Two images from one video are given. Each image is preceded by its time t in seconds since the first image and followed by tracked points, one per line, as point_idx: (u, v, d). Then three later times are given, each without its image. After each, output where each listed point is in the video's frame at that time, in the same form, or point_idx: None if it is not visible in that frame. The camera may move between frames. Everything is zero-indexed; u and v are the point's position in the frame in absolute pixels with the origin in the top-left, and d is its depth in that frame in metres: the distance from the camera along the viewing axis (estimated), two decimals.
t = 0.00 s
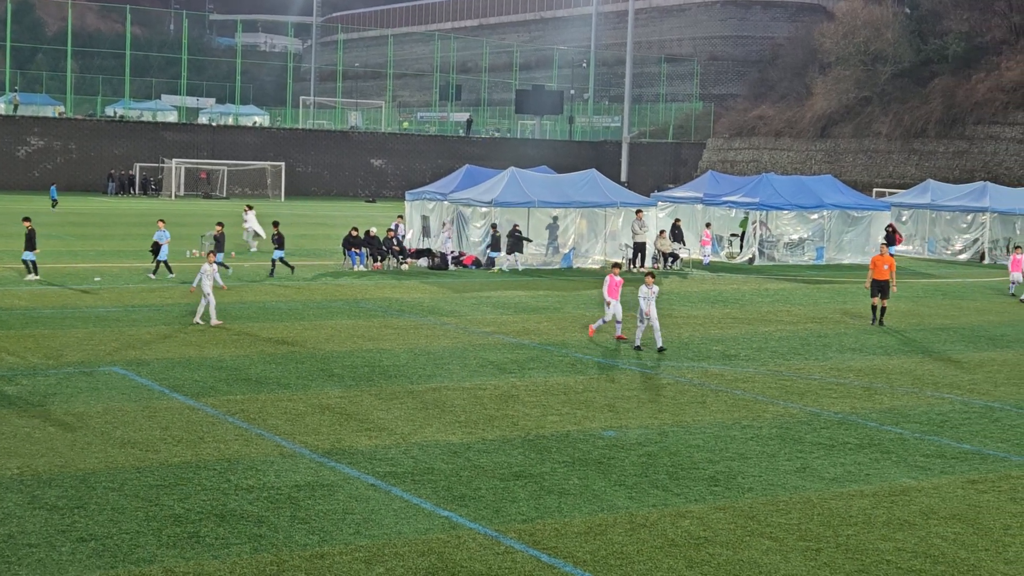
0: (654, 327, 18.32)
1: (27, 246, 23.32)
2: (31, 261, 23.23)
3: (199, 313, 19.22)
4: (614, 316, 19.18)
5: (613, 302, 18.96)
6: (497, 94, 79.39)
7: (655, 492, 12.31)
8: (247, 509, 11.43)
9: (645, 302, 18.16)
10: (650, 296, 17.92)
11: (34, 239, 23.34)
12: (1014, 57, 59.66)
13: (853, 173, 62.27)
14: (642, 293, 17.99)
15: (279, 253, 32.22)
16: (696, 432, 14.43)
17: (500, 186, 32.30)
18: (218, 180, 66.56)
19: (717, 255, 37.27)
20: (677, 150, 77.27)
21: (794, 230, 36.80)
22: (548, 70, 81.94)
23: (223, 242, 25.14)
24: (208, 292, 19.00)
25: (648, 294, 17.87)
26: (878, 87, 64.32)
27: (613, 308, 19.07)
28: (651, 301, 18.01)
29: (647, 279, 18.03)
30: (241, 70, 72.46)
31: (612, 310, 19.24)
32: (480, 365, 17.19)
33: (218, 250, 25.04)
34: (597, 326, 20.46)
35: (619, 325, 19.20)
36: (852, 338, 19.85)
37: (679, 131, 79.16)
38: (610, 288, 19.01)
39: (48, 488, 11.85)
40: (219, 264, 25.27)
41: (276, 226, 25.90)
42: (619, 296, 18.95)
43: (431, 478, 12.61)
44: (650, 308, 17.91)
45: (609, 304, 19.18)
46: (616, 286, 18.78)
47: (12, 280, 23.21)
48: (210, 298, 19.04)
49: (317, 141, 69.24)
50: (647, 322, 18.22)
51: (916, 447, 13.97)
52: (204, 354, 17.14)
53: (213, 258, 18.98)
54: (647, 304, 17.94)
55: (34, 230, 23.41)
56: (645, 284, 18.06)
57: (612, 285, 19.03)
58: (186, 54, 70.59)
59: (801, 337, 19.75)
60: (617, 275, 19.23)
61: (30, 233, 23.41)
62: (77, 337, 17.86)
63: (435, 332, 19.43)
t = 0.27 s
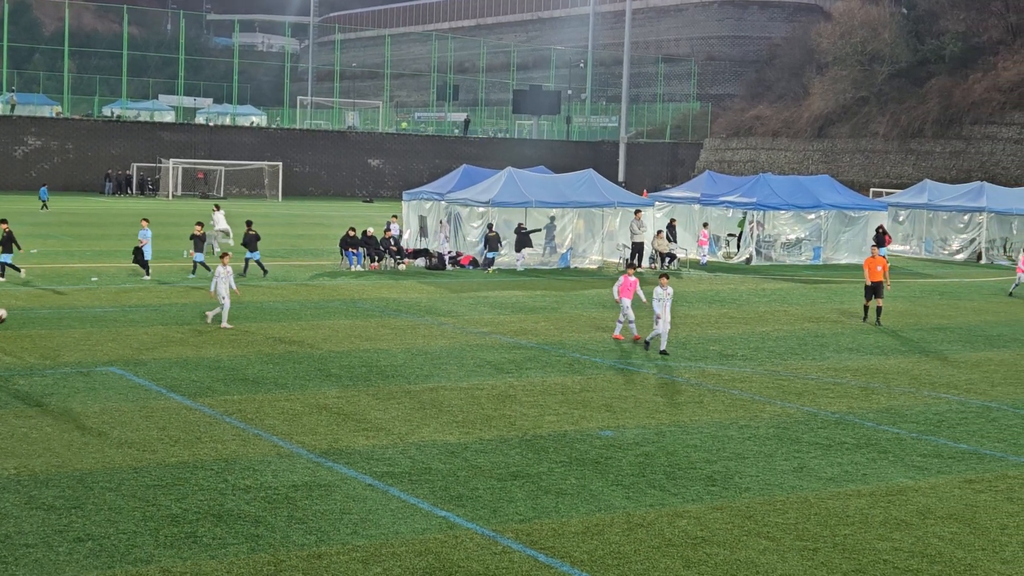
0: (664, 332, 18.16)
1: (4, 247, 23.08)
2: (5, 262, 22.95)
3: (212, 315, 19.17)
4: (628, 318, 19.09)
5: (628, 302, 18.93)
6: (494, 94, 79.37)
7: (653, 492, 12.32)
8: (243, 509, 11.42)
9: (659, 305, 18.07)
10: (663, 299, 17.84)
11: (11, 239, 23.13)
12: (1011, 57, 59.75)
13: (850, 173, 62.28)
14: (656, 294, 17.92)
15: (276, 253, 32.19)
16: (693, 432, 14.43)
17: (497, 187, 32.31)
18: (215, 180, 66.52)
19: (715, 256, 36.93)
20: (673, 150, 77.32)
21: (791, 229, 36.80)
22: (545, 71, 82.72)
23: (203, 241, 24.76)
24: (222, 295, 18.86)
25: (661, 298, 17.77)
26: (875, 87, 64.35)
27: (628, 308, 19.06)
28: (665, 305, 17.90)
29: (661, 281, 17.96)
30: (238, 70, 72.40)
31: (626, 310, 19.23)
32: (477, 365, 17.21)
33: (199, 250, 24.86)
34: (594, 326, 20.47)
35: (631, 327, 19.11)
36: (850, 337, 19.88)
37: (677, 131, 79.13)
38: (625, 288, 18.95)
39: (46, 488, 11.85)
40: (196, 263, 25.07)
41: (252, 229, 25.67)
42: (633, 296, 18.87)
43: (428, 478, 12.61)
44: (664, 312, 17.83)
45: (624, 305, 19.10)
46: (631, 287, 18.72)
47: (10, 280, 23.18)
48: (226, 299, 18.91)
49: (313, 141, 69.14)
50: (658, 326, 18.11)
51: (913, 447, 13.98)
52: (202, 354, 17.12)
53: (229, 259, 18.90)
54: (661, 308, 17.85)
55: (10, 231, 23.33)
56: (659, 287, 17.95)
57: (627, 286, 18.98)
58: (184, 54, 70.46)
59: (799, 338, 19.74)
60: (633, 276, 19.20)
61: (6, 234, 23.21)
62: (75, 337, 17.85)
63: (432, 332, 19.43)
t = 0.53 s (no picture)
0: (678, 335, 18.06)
1: None
2: None
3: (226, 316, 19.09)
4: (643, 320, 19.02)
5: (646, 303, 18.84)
6: (492, 95, 79.37)
7: (651, 492, 12.32)
8: (242, 509, 11.41)
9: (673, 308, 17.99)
10: (678, 301, 17.78)
11: None
12: (1008, 57, 59.77)
13: (848, 173, 62.30)
14: (670, 296, 17.84)
15: (274, 253, 32.20)
16: (691, 432, 14.43)
17: (494, 187, 32.30)
18: (212, 180, 66.48)
19: (713, 255, 37.13)
20: (671, 150, 77.36)
21: (789, 229, 36.78)
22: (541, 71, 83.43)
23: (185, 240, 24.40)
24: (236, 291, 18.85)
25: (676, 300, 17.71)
26: (873, 87, 64.38)
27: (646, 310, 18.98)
28: (679, 307, 17.83)
29: (676, 284, 17.89)
30: (236, 70, 72.36)
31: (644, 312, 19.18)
32: (475, 365, 17.20)
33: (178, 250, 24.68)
34: (593, 326, 20.47)
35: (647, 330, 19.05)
36: (848, 337, 19.88)
37: (675, 131, 79.27)
38: (642, 290, 18.93)
39: (44, 488, 11.84)
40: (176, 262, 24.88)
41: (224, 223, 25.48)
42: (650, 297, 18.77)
43: (426, 478, 12.61)
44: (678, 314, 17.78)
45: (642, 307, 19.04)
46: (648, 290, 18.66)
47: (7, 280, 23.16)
48: (241, 300, 18.84)
49: (311, 141, 69.11)
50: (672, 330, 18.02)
51: (912, 447, 13.98)
52: (201, 355, 17.12)
53: (240, 260, 18.83)
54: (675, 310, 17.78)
55: None
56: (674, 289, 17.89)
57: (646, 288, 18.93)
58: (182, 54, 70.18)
59: (797, 337, 19.73)
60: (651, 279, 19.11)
61: None
62: (73, 337, 17.84)
63: (430, 332, 19.43)
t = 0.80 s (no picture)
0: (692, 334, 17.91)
1: None
2: None
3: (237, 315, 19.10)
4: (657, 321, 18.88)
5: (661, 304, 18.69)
6: (489, 94, 79.34)
7: (647, 492, 12.31)
8: (238, 509, 11.41)
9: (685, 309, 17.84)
10: (690, 302, 17.60)
11: None
12: (1005, 56, 59.80)
13: (845, 172, 62.31)
14: (682, 298, 17.70)
15: (271, 252, 32.19)
16: (688, 431, 14.43)
17: (492, 186, 32.32)
18: (209, 179, 66.45)
19: (709, 255, 37.37)
20: (669, 149, 77.39)
21: (786, 229, 36.84)
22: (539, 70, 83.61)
23: (163, 241, 24.24)
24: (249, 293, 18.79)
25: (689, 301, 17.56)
26: (870, 86, 64.39)
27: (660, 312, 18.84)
28: (692, 306, 17.66)
29: (687, 284, 17.77)
30: (233, 70, 72.30)
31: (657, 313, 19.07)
32: (472, 364, 17.20)
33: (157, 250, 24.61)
34: (591, 325, 20.47)
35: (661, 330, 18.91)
36: (845, 336, 19.88)
37: (670, 130, 79.69)
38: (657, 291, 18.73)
39: (41, 488, 11.83)
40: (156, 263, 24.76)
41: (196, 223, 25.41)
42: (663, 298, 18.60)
43: (423, 478, 12.61)
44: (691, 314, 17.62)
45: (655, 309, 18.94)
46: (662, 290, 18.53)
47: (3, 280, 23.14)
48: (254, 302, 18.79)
49: (309, 141, 69.08)
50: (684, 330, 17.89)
51: (908, 447, 13.98)
52: (198, 355, 17.10)
53: (254, 260, 18.83)
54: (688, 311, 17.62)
55: None
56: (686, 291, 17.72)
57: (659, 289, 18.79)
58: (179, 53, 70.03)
59: (794, 337, 19.73)
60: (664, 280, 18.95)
61: None
62: (70, 337, 17.84)
63: (426, 332, 19.43)
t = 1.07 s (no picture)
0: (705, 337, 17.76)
1: None
2: None
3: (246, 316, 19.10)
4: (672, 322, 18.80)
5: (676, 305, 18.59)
6: (484, 93, 79.31)
7: (643, 491, 12.32)
8: (234, 509, 11.39)
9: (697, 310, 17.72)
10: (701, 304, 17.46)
11: None
12: (999, 56, 59.90)
13: (840, 172, 62.37)
14: (693, 299, 17.61)
15: (266, 252, 32.16)
16: (683, 430, 14.44)
17: (487, 185, 32.31)
18: (204, 179, 66.39)
19: (705, 254, 37.27)
20: (664, 149, 77.44)
21: (781, 228, 36.88)
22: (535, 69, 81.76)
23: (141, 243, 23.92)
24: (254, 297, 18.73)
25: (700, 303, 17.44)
26: (865, 86, 64.47)
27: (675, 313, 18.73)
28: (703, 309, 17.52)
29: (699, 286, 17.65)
30: (228, 69, 72.23)
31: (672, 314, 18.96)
32: (467, 364, 17.21)
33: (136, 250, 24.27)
34: (586, 325, 20.48)
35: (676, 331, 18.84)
36: (839, 336, 19.90)
37: (666, 130, 79.19)
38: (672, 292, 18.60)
39: (36, 487, 11.82)
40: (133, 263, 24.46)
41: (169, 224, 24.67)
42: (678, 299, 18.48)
43: (419, 477, 12.61)
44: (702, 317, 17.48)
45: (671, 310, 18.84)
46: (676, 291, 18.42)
47: None
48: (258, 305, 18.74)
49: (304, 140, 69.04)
50: (696, 332, 17.79)
51: (903, 446, 14.00)
52: (193, 354, 17.09)
53: (260, 260, 18.76)
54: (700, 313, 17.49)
55: None
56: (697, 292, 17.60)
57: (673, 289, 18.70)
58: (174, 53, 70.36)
59: (789, 336, 19.75)
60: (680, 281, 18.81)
61: None
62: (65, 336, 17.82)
63: (422, 331, 19.43)
